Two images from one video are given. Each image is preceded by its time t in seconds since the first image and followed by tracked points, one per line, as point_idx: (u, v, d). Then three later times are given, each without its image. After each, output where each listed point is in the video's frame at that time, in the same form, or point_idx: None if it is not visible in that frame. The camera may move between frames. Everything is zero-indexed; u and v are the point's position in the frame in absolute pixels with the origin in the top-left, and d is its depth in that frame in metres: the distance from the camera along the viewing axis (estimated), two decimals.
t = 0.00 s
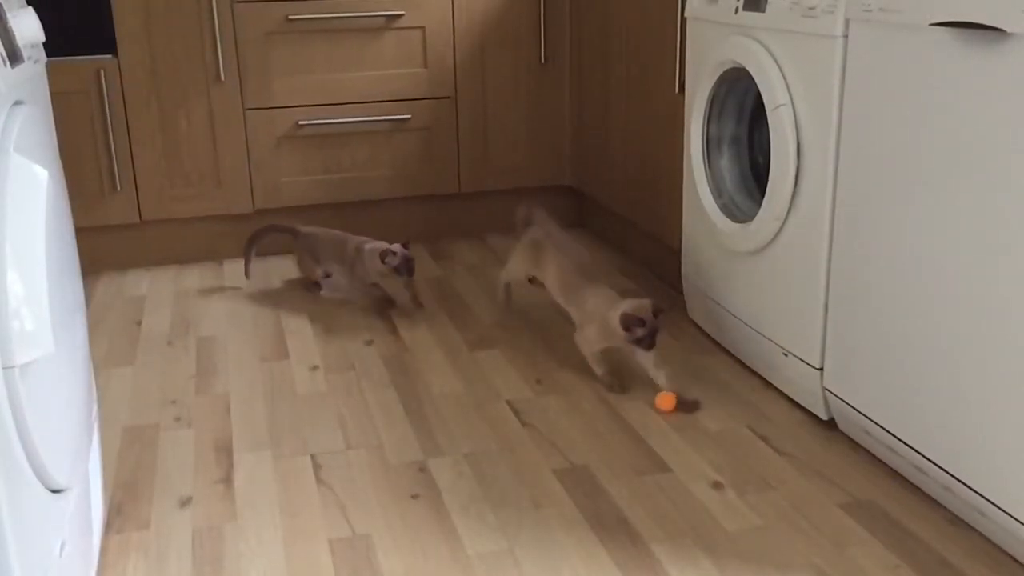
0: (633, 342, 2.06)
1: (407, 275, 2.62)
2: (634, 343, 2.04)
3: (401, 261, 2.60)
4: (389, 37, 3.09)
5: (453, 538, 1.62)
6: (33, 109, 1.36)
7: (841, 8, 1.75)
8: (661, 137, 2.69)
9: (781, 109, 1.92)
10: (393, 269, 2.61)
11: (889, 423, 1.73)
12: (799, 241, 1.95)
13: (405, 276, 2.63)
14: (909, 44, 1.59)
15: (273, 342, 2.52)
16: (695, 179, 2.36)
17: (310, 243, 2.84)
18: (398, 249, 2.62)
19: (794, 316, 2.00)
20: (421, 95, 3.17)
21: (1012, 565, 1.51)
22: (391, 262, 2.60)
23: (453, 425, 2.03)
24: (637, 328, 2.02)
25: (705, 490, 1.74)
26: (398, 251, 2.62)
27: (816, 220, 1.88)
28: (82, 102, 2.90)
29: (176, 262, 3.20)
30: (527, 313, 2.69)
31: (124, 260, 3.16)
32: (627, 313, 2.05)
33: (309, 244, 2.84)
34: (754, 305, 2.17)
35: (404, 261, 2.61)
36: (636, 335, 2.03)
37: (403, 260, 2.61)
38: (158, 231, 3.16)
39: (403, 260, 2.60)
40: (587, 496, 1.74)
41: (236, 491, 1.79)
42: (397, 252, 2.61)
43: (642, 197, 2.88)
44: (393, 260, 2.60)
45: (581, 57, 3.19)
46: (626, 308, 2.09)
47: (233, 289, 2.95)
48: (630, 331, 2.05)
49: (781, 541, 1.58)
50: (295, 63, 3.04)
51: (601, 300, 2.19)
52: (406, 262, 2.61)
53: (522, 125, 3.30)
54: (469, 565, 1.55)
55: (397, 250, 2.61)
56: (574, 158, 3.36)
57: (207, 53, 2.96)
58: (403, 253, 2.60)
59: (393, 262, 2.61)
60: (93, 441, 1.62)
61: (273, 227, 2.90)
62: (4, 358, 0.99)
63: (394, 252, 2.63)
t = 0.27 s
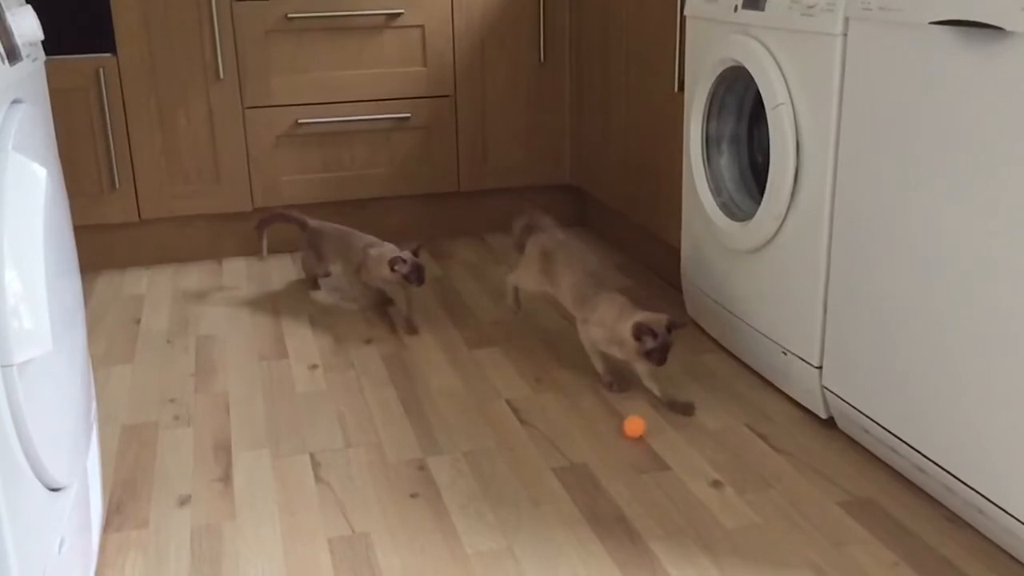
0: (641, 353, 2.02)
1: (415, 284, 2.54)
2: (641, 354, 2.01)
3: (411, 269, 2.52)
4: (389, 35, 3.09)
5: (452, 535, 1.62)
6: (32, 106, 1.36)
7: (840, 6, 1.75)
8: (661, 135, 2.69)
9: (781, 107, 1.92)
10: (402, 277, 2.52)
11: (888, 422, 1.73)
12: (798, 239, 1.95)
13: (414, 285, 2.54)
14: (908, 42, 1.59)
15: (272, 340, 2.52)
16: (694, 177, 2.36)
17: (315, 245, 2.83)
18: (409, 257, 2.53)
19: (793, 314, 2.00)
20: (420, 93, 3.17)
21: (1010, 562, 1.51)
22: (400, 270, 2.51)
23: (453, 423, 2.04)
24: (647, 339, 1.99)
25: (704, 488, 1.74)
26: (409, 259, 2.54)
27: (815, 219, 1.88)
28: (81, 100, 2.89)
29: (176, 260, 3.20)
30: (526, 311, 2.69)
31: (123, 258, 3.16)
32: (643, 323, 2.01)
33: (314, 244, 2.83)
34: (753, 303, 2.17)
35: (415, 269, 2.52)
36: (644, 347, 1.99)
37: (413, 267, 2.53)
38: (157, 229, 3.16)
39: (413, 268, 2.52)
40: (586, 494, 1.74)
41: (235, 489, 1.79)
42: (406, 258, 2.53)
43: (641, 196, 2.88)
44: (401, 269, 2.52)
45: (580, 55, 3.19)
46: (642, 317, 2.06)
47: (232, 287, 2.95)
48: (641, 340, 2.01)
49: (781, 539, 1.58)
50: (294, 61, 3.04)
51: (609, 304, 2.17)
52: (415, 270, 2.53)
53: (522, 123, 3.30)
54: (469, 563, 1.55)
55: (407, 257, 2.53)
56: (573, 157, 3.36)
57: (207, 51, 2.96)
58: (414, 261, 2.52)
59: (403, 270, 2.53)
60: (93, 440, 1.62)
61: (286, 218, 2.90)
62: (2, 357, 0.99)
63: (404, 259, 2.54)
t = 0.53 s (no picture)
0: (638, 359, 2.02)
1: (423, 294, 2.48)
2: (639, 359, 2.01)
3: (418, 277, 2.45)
4: (388, 33, 3.09)
5: (452, 533, 1.62)
6: (30, 103, 1.36)
7: (840, 3, 1.75)
8: (660, 132, 2.69)
9: (780, 104, 1.92)
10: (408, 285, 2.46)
11: (887, 420, 1.73)
12: (797, 237, 1.95)
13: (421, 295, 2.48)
14: (908, 39, 1.59)
15: (271, 338, 2.52)
16: (693, 175, 2.36)
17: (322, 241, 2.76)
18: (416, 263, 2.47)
19: (792, 312, 2.00)
20: (419, 90, 3.16)
21: (1009, 560, 1.51)
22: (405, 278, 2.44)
23: (452, 421, 2.04)
24: (645, 346, 1.99)
25: (703, 486, 1.74)
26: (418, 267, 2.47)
27: (814, 216, 1.88)
28: (81, 98, 2.89)
29: (175, 258, 3.20)
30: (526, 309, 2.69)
31: (122, 256, 3.16)
32: (649, 327, 2.01)
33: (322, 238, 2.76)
34: (752, 301, 2.17)
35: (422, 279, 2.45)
36: (640, 351, 2.00)
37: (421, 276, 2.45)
38: (156, 227, 3.16)
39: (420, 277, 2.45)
40: (585, 492, 1.74)
41: (234, 487, 1.79)
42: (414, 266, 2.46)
43: (641, 193, 2.88)
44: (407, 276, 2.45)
45: (580, 52, 3.19)
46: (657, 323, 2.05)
47: (231, 285, 2.95)
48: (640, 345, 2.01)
49: (780, 537, 1.58)
50: (293, 59, 3.04)
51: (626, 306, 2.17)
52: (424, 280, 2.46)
53: (521, 121, 3.29)
54: (468, 561, 1.55)
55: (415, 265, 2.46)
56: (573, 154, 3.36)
57: (205, 48, 2.96)
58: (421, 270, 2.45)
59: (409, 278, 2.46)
60: (91, 439, 1.62)
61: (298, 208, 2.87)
62: None
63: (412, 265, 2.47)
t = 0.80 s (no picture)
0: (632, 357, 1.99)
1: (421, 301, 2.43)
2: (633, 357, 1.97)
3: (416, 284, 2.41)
4: (385, 29, 3.08)
5: (449, 529, 1.62)
6: (25, 98, 1.36)
7: None
8: (657, 128, 2.69)
9: (777, 101, 1.92)
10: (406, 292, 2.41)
11: (884, 415, 1.73)
12: (795, 233, 1.95)
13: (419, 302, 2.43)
14: (905, 36, 1.59)
15: (268, 334, 2.52)
16: (691, 171, 2.36)
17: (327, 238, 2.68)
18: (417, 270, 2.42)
19: (789, 308, 2.00)
20: (417, 87, 3.16)
21: (1005, 555, 1.52)
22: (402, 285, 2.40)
23: (449, 417, 2.04)
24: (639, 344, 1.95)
25: (700, 482, 1.74)
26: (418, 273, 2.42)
27: (812, 212, 1.88)
28: (77, 94, 2.89)
29: (172, 254, 3.20)
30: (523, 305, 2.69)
31: (118, 252, 3.15)
32: (649, 326, 1.99)
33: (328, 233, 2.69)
34: (749, 297, 2.17)
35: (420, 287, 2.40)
36: (632, 346, 1.97)
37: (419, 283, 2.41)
38: (153, 223, 3.15)
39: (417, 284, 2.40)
40: (583, 488, 1.74)
41: (231, 483, 1.79)
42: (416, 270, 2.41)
43: (638, 190, 2.88)
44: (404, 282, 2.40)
45: (577, 49, 3.19)
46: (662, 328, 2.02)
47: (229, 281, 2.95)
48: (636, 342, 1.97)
49: (777, 532, 1.58)
50: (290, 55, 3.03)
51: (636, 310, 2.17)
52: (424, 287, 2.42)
53: (519, 117, 3.29)
54: (465, 556, 1.55)
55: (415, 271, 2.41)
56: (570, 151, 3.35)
57: (202, 44, 2.95)
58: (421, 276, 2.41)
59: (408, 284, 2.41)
60: (88, 435, 1.62)
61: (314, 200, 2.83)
62: None
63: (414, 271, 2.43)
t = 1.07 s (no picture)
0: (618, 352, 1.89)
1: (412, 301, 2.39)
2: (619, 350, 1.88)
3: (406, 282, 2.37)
4: (381, 24, 3.08)
5: (444, 524, 1.62)
6: (19, 93, 1.35)
7: None
8: (653, 124, 2.69)
9: (773, 96, 1.92)
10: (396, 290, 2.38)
11: (879, 410, 1.73)
12: (791, 228, 1.95)
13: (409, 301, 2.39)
14: (899, 30, 1.59)
15: (264, 330, 2.52)
16: (686, 167, 2.36)
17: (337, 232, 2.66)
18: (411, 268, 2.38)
19: (784, 303, 2.00)
20: (412, 82, 3.16)
21: (998, 549, 1.52)
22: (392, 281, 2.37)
23: (444, 412, 2.04)
24: (625, 335, 1.86)
25: (695, 477, 1.75)
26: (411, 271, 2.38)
27: (808, 208, 1.88)
28: (71, 89, 2.88)
29: (168, 250, 3.19)
30: (519, 301, 2.69)
31: (113, 247, 3.15)
32: (637, 320, 1.89)
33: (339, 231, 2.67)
34: (745, 293, 2.17)
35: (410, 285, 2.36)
36: (619, 342, 1.88)
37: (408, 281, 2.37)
38: (148, 218, 3.15)
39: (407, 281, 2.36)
40: (578, 483, 1.74)
41: (226, 478, 1.79)
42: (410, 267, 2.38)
43: (633, 185, 2.88)
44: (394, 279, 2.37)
45: (573, 44, 3.19)
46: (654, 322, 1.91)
47: (224, 277, 2.94)
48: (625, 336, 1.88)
49: (771, 527, 1.59)
50: (286, 50, 3.03)
51: (634, 314, 2.20)
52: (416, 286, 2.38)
53: (514, 112, 3.29)
54: (461, 551, 1.55)
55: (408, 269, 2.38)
56: (566, 146, 3.35)
57: (198, 39, 2.95)
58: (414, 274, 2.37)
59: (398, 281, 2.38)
60: (83, 431, 1.61)
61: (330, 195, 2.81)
62: None
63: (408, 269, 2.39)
